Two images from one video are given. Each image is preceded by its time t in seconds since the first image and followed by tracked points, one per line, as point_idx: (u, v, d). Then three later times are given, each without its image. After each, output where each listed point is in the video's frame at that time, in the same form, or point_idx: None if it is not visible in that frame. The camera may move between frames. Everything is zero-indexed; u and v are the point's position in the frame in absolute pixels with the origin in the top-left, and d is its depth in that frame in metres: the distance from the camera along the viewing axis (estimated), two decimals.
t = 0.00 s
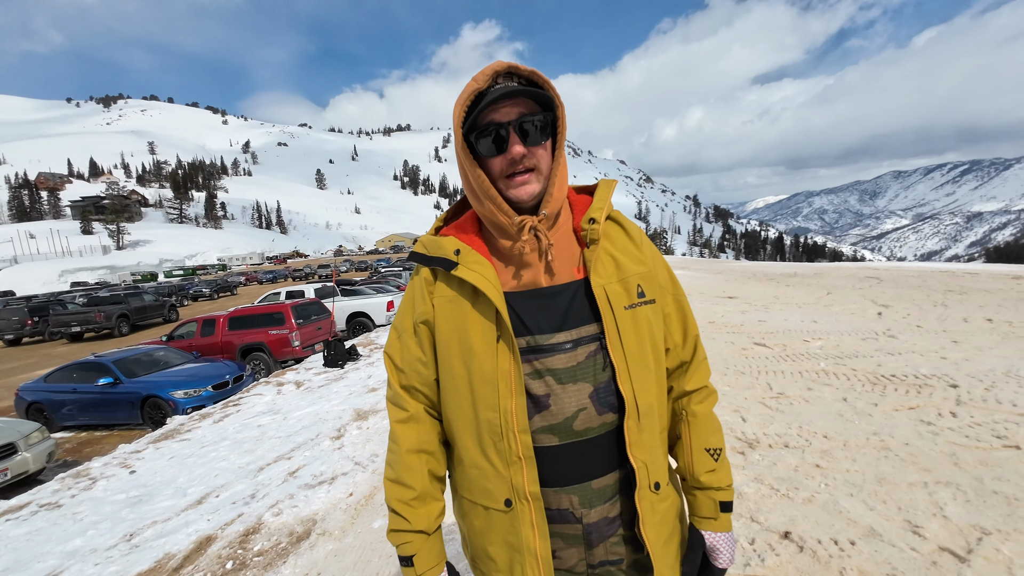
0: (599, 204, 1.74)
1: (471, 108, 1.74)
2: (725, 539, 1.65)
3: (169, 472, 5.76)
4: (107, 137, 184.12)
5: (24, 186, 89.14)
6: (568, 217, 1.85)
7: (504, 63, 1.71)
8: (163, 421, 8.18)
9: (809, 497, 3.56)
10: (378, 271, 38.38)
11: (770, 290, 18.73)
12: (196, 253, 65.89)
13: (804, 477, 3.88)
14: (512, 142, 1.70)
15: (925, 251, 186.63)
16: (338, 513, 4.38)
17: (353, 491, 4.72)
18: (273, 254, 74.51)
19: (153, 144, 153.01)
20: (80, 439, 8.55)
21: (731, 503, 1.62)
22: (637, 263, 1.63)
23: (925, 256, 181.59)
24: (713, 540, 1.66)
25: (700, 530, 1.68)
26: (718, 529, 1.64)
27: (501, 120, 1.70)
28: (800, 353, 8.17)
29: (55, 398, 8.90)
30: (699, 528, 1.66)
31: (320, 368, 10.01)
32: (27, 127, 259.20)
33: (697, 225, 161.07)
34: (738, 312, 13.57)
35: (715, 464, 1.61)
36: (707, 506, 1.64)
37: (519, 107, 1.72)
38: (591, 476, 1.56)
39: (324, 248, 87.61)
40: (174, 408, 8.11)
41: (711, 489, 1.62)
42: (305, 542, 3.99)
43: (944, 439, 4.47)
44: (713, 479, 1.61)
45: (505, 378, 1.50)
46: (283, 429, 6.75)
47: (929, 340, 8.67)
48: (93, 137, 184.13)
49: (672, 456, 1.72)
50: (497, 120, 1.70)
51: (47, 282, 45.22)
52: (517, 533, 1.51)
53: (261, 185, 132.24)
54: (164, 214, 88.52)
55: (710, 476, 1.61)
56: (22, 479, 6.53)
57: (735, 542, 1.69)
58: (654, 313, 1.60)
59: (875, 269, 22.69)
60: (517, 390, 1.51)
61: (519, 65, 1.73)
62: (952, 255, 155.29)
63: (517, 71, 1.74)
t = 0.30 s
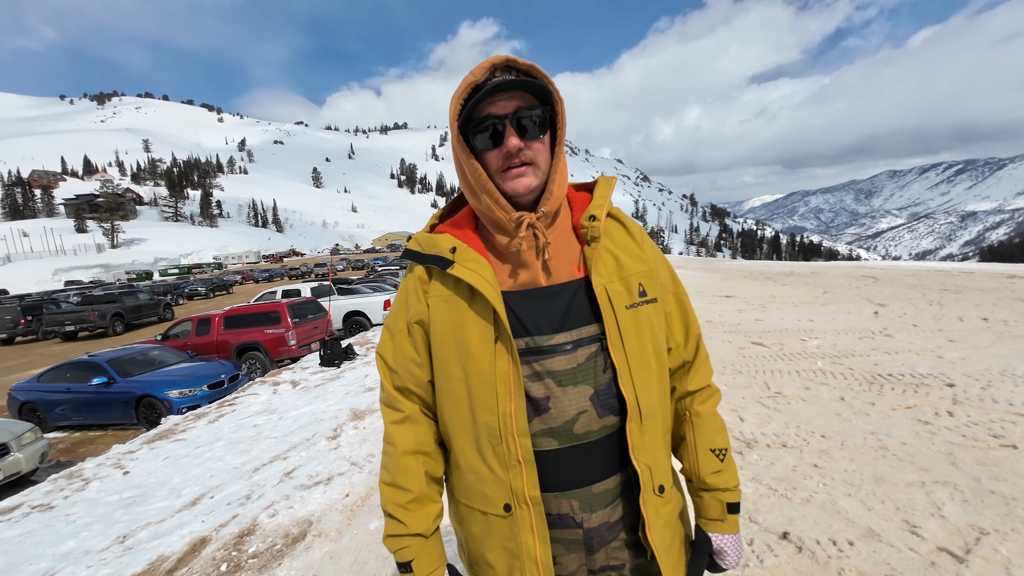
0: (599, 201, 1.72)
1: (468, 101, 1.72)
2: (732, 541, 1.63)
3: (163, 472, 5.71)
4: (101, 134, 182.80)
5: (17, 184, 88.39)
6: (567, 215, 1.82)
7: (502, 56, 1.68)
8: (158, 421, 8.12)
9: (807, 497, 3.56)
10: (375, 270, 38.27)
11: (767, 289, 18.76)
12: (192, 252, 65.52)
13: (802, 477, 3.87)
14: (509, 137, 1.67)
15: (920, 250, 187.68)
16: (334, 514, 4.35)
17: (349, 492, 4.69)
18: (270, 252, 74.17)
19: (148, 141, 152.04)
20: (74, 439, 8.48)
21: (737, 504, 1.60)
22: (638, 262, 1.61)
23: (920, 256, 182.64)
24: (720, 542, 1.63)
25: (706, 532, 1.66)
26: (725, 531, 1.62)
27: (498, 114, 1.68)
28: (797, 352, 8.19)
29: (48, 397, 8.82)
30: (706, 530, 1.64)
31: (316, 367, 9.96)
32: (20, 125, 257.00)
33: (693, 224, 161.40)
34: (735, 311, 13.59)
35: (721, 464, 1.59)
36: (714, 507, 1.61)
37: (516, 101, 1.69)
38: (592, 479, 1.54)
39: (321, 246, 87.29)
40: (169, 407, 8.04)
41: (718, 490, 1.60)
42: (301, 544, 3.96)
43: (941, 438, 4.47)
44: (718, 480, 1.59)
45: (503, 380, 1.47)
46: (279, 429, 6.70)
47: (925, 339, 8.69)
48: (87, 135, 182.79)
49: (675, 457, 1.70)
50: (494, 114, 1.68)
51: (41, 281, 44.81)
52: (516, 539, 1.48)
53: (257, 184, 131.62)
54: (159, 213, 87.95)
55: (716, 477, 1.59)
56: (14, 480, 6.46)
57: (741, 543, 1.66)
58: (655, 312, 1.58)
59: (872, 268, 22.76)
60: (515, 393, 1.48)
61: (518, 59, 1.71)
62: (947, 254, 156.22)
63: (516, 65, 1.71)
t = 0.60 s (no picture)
0: (600, 197, 1.69)
1: (469, 96, 1.67)
2: (733, 543, 1.60)
3: (158, 472, 5.67)
4: (97, 131, 181.74)
5: (12, 181, 87.71)
6: (567, 212, 1.80)
7: (509, 51, 1.61)
8: (154, 421, 8.06)
9: (807, 497, 3.54)
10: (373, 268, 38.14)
11: (765, 288, 18.77)
12: (189, 250, 65.17)
13: (801, 476, 3.86)
14: (510, 139, 1.64)
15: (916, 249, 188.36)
16: (330, 515, 4.32)
17: (346, 492, 4.66)
18: (267, 251, 73.85)
19: (144, 139, 151.19)
20: (69, 438, 8.42)
21: (739, 506, 1.58)
22: (640, 259, 1.59)
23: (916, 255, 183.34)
24: (721, 545, 1.61)
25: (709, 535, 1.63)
26: (727, 534, 1.60)
27: (500, 114, 1.64)
28: (795, 351, 8.18)
29: (43, 396, 8.75)
30: (707, 532, 1.61)
31: (314, 366, 9.92)
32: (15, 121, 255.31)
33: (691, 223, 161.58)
34: (733, 310, 13.59)
35: (723, 465, 1.57)
36: (715, 509, 1.59)
37: (519, 101, 1.64)
38: (594, 481, 1.51)
39: (319, 245, 87.03)
40: (165, 407, 7.99)
41: (720, 492, 1.57)
42: (297, 545, 3.93)
43: (940, 438, 4.46)
44: (721, 481, 1.57)
45: (503, 379, 1.44)
46: (275, 429, 6.66)
47: (923, 339, 8.69)
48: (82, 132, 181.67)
49: (676, 458, 1.67)
50: (496, 113, 1.63)
51: (36, 279, 44.43)
52: (517, 542, 1.45)
53: (254, 182, 131.06)
54: (156, 211, 87.44)
55: (718, 478, 1.57)
56: (8, 479, 6.40)
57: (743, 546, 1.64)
58: (657, 310, 1.55)
59: (870, 267, 22.76)
60: (515, 392, 1.44)
61: (525, 54, 1.64)
62: (943, 254, 156.91)
63: (522, 61, 1.64)
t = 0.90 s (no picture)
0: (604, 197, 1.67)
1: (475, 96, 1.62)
2: (736, 546, 1.58)
3: (155, 472, 5.64)
4: (94, 130, 180.99)
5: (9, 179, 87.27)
6: (570, 211, 1.78)
7: (514, 49, 1.58)
8: (151, 420, 8.03)
9: (806, 497, 3.53)
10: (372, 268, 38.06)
11: (763, 287, 18.77)
12: (186, 249, 64.92)
13: (801, 476, 3.85)
14: (521, 137, 1.60)
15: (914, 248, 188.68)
16: (328, 515, 4.30)
17: (344, 493, 4.64)
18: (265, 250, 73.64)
19: (142, 137, 150.62)
20: (66, 438, 8.38)
21: (741, 508, 1.57)
22: (642, 259, 1.58)
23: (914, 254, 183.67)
24: (724, 548, 1.58)
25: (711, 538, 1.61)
26: (729, 536, 1.58)
27: (509, 112, 1.60)
28: (794, 351, 8.17)
29: (40, 395, 8.72)
30: (709, 535, 1.59)
31: (312, 365, 9.89)
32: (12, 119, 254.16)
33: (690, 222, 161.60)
34: (731, 309, 13.57)
35: (724, 467, 1.55)
36: (717, 512, 1.57)
37: (528, 99, 1.62)
38: (596, 483, 1.50)
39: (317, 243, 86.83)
40: (163, 406, 7.96)
41: (722, 494, 1.56)
42: (295, 545, 3.91)
43: (939, 438, 4.45)
44: (722, 483, 1.55)
45: (506, 377, 1.42)
46: (273, 428, 6.63)
47: (922, 338, 8.69)
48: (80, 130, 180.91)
49: (676, 460, 1.66)
50: (504, 112, 1.60)
51: (33, 277, 44.16)
52: (519, 544, 1.43)
53: (253, 181, 130.68)
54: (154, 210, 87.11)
55: (720, 480, 1.55)
56: (4, 479, 6.37)
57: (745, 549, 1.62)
58: (659, 311, 1.54)
59: (868, 266, 22.74)
60: (518, 391, 1.43)
61: (530, 51, 1.61)
62: (941, 253, 157.28)
63: (527, 58, 1.62)
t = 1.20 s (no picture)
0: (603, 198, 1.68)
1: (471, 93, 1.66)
2: (732, 547, 1.58)
3: (154, 471, 5.64)
4: (93, 129, 180.60)
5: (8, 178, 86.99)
6: (568, 211, 1.79)
7: (509, 47, 1.60)
8: (150, 419, 8.03)
9: (804, 497, 3.54)
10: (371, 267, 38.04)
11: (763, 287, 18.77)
12: (185, 249, 64.77)
13: (799, 475, 3.87)
14: (512, 131, 1.62)
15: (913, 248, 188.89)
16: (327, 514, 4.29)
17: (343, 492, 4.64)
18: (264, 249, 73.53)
19: (141, 136, 150.33)
20: (64, 437, 8.37)
21: (736, 509, 1.57)
22: (641, 261, 1.58)
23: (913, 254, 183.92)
24: (720, 549, 1.59)
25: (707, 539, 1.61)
26: (725, 537, 1.58)
27: (501, 107, 1.62)
28: (792, 350, 8.18)
29: (38, 394, 8.71)
30: (705, 537, 1.60)
31: (311, 364, 9.89)
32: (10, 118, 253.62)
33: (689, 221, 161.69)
34: (730, 309, 13.57)
35: (720, 469, 1.56)
36: (713, 513, 1.57)
37: (520, 95, 1.63)
38: (592, 482, 1.50)
39: (316, 243, 86.74)
40: (162, 405, 7.96)
41: (716, 496, 1.56)
42: (293, 544, 3.91)
43: (936, 438, 4.46)
44: (718, 485, 1.56)
45: (503, 373, 1.42)
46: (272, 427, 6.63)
47: (921, 338, 8.70)
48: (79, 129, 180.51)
49: (672, 461, 1.66)
50: (497, 107, 1.62)
51: (31, 276, 43.99)
52: (516, 541, 1.42)
53: (252, 180, 130.46)
54: (153, 209, 86.90)
55: (715, 482, 1.56)
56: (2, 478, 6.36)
57: (741, 550, 1.63)
58: (656, 312, 1.55)
59: (867, 266, 22.76)
60: (516, 387, 1.43)
61: (525, 49, 1.63)
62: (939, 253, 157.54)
63: (522, 56, 1.64)
